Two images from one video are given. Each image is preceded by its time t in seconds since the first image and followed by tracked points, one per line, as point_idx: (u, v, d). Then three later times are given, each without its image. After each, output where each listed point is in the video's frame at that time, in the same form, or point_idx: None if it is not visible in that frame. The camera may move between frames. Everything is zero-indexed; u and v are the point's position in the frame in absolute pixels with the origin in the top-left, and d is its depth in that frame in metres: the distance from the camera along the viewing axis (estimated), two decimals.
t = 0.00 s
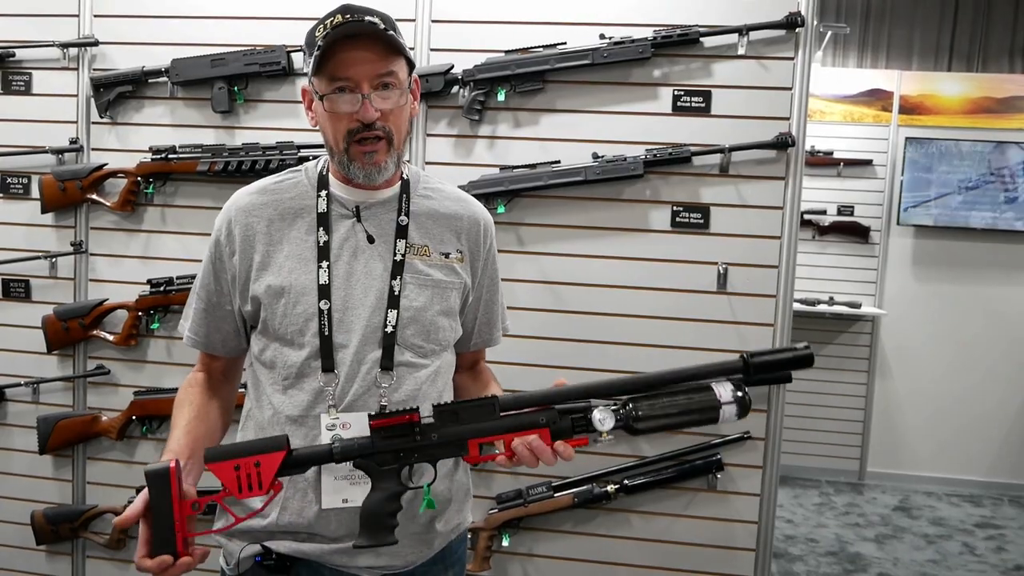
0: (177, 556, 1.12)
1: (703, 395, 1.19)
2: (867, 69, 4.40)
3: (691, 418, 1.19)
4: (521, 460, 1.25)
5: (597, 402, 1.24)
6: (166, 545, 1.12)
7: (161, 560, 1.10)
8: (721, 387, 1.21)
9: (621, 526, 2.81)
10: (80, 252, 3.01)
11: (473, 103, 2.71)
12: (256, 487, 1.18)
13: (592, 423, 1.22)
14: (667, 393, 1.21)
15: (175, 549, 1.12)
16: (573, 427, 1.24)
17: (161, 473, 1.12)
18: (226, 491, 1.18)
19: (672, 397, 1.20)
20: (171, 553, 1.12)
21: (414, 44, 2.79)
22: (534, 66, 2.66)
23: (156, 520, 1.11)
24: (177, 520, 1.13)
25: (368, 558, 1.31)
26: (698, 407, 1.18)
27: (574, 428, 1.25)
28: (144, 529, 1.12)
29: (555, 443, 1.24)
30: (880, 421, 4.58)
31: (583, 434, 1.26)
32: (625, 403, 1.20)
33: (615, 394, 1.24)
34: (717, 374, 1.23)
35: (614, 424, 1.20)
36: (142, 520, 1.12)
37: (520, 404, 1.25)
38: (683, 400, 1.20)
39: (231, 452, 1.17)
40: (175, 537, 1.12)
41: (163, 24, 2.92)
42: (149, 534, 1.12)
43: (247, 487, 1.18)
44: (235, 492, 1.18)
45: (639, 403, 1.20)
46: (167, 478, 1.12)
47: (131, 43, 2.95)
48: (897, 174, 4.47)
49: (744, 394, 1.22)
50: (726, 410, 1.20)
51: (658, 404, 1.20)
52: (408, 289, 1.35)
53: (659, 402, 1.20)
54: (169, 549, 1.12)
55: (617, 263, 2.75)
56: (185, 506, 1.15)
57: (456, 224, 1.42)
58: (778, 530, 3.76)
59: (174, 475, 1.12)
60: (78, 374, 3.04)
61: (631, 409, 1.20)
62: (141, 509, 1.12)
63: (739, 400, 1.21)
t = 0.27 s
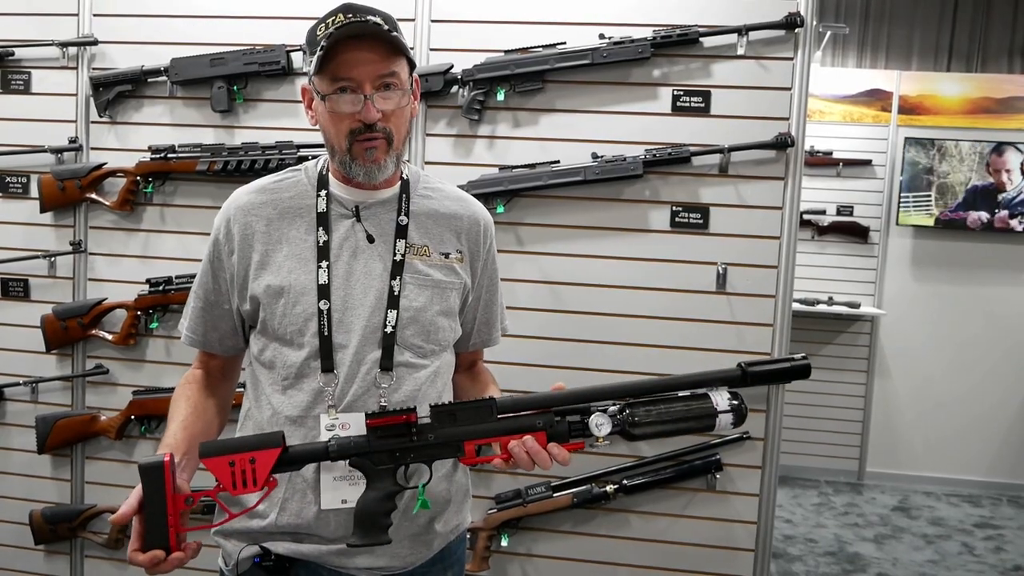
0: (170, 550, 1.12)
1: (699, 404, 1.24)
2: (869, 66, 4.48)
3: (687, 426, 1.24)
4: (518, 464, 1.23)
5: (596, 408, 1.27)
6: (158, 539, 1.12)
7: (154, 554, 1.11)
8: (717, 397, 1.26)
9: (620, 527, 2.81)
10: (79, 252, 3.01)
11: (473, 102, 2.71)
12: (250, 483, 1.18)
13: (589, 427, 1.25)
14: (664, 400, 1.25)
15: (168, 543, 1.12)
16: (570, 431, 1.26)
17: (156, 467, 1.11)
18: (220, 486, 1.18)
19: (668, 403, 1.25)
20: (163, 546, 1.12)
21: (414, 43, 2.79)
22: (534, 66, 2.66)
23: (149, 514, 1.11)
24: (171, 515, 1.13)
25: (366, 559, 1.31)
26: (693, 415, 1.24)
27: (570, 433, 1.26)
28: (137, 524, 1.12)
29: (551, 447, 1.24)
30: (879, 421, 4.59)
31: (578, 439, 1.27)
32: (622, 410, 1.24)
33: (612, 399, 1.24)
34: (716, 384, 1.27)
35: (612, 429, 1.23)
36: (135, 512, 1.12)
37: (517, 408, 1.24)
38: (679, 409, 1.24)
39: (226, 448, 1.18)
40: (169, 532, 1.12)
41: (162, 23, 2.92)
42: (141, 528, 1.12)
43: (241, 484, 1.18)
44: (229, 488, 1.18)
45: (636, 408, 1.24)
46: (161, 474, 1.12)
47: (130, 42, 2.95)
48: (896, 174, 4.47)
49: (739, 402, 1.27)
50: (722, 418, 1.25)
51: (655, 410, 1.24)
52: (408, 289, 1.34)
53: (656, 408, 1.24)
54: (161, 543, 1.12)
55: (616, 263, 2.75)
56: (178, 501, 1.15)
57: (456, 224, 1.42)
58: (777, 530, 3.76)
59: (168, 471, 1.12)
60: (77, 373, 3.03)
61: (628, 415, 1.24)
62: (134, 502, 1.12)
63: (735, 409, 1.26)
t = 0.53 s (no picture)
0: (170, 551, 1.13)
1: (698, 403, 1.24)
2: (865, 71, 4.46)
3: (686, 425, 1.23)
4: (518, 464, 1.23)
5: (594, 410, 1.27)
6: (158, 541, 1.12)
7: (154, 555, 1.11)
8: (717, 397, 1.25)
9: (619, 528, 2.81)
10: (79, 252, 3.01)
11: (472, 103, 2.72)
12: (249, 486, 1.19)
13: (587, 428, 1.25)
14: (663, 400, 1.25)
15: (167, 546, 1.12)
16: (568, 432, 1.25)
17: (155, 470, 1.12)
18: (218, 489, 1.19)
19: (667, 403, 1.24)
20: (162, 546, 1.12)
21: (414, 44, 2.79)
22: (534, 67, 2.66)
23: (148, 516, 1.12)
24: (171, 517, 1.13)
25: (364, 561, 1.31)
26: (692, 416, 1.23)
27: (569, 433, 1.26)
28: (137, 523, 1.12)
29: (550, 448, 1.24)
30: (878, 422, 4.59)
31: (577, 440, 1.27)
32: (621, 410, 1.25)
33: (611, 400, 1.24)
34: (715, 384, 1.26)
35: (610, 429, 1.24)
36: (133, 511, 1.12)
37: (516, 410, 1.24)
38: (677, 408, 1.24)
39: (226, 450, 1.19)
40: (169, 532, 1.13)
41: (162, 24, 2.92)
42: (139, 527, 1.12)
43: (240, 485, 1.19)
44: (228, 491, 1.19)
45: (635, 409, 1.24)
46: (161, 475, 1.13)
47: (130, 43, 2.95)
48: (896, 175, 4.46)
49: (739, 402, 1.26)
50: (721, 418, 1.24)
51: (654, 411, 1.23)
52: (406, 290, 1.34)
53: (655, 408, 1.24)
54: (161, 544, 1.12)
55: (616, 264, 2.75)
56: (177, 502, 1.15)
57: (454, 225, 1.42)
58: (776, 531, 3.76)
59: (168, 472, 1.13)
60: (76, 374, 3.03)
61: (627, 416, 1.24)
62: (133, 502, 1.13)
63: (735, 409, 1.25)
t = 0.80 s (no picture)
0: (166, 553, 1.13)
1: (695, 408, 1.26)
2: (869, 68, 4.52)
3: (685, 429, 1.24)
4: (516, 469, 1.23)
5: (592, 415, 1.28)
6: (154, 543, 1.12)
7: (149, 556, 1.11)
8: (714, 402, 1.28)
9: (618, 529, 2.81)
10: (79, 253, 3.01)
11: (472, 104, 2.71)
12: (246, 487, 1.18)
13: (584, 432, 1.26)
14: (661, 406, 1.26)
15: (163, 548, 1.12)
16: (566, 436, 1.25)
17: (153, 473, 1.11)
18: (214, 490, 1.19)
19: (665, 409, 1.26)
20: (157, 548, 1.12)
21: (414, 45, 2.79)
22: (534, 68, 2.66)
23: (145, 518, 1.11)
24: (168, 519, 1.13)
25: (362, 562, 1.31)
26: (690, 421, 1.24)
27: (566, 437, 1.25)
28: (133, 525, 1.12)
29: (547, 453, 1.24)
30: (878, 424, 4.59)
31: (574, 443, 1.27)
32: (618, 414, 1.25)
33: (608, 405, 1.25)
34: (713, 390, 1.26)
35: (608, 434, 1.25)
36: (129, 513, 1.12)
37: (513, 414, 1.24)
38: (675, 414, 1.25)
39: (222, 452, 1.18)
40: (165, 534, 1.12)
41: (162, 25, 2.92)
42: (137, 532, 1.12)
43: (237, 488, 1.18)
44: (224, 492, 1.18)
45: (633, 414, 1.25)
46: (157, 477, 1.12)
47: (130, 44, 2.95)
48: (896, 176, 4.46)
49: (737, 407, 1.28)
50: (719, 424, 1.27)
51: (652, 417, 1.24)
52: (405, 291, 1.34)
53: (653, 414, 1.25)
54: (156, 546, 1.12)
55: (616, 265, 2.75)
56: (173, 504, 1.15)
57: (453, 226, 1.43)
58: (776, 533, 3.76)
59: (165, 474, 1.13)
60: (76, 375, 3.03)
61: (625, 420, 1.24)
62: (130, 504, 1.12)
63: (732, 415, 1.28)
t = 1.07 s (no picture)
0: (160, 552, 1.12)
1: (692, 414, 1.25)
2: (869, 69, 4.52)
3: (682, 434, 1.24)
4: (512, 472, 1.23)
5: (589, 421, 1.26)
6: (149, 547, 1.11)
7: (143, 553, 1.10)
8: (712, 408, 1.27)
9: (618, 529, 2.81)
10: (79, 254, 3.01)
11: (472, 105, 2.71)
12: (243, 497, 1.16)
13: (582, 440, 1.24)
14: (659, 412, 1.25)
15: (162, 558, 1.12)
16: (564, 441, 1.25)
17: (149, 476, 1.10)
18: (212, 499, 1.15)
19: (663, 415, 1.24)
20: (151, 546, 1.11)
21: (414, 46, 2.79)
22: (534, 69, 2.66)
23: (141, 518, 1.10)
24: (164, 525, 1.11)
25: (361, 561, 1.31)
26: (687, 428, 1.24)
27: (564, 443, 1.25)
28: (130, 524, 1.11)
29: (544, 458, 1.23)
30: (878, 424, 4.59)
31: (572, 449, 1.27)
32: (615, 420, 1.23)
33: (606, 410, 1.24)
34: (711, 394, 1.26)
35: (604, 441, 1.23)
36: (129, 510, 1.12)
37: (512, 420, 1.23)
38: (674, 419, 1.24)
39: (218, 462, 1.14)
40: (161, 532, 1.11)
41: (162, 26, 2.92)
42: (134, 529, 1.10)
43: (234, 497, 1.16)
44: (221, 502, 1.15)
45: (631, 420, 1.24)
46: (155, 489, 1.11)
47: (129, 45, 2.95)
48: (896, 176, 4.47)
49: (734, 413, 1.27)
50: (715, 430, 1.26)
51: (650, 421, 1.23)
52: (404, 291, 1.34)
53: (651, 419, 1.24)
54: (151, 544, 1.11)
55: (615, 265, 2.75)
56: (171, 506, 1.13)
57: (452, 226, 1.43)
58: (776, 533, 3.76)
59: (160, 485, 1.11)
60: (76, 376, 3.03)
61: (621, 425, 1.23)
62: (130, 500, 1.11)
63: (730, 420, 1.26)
